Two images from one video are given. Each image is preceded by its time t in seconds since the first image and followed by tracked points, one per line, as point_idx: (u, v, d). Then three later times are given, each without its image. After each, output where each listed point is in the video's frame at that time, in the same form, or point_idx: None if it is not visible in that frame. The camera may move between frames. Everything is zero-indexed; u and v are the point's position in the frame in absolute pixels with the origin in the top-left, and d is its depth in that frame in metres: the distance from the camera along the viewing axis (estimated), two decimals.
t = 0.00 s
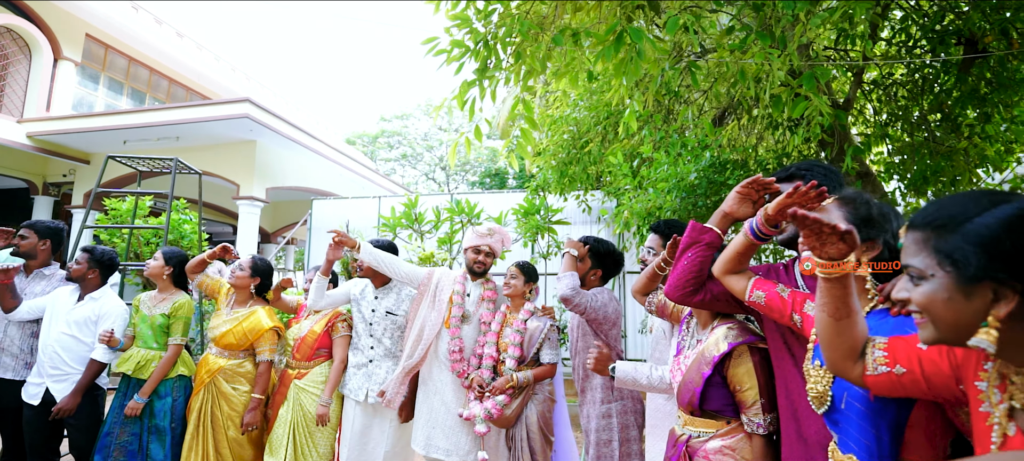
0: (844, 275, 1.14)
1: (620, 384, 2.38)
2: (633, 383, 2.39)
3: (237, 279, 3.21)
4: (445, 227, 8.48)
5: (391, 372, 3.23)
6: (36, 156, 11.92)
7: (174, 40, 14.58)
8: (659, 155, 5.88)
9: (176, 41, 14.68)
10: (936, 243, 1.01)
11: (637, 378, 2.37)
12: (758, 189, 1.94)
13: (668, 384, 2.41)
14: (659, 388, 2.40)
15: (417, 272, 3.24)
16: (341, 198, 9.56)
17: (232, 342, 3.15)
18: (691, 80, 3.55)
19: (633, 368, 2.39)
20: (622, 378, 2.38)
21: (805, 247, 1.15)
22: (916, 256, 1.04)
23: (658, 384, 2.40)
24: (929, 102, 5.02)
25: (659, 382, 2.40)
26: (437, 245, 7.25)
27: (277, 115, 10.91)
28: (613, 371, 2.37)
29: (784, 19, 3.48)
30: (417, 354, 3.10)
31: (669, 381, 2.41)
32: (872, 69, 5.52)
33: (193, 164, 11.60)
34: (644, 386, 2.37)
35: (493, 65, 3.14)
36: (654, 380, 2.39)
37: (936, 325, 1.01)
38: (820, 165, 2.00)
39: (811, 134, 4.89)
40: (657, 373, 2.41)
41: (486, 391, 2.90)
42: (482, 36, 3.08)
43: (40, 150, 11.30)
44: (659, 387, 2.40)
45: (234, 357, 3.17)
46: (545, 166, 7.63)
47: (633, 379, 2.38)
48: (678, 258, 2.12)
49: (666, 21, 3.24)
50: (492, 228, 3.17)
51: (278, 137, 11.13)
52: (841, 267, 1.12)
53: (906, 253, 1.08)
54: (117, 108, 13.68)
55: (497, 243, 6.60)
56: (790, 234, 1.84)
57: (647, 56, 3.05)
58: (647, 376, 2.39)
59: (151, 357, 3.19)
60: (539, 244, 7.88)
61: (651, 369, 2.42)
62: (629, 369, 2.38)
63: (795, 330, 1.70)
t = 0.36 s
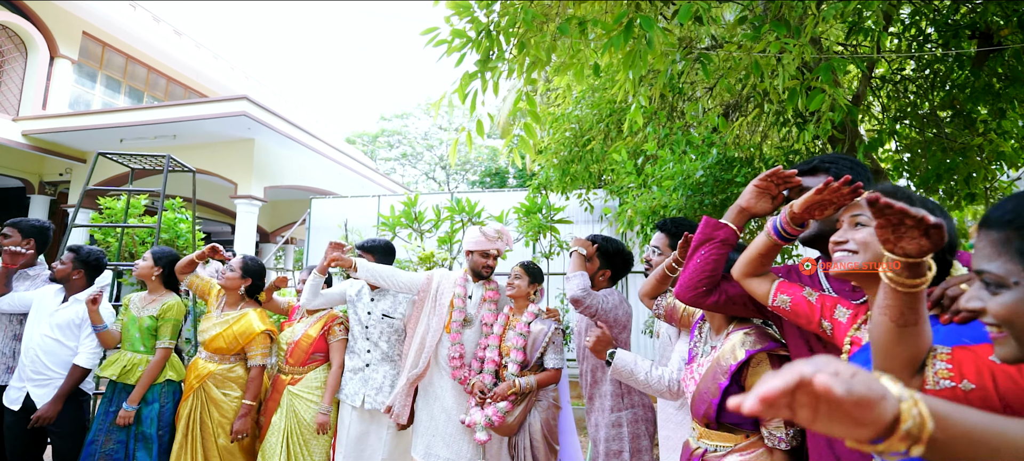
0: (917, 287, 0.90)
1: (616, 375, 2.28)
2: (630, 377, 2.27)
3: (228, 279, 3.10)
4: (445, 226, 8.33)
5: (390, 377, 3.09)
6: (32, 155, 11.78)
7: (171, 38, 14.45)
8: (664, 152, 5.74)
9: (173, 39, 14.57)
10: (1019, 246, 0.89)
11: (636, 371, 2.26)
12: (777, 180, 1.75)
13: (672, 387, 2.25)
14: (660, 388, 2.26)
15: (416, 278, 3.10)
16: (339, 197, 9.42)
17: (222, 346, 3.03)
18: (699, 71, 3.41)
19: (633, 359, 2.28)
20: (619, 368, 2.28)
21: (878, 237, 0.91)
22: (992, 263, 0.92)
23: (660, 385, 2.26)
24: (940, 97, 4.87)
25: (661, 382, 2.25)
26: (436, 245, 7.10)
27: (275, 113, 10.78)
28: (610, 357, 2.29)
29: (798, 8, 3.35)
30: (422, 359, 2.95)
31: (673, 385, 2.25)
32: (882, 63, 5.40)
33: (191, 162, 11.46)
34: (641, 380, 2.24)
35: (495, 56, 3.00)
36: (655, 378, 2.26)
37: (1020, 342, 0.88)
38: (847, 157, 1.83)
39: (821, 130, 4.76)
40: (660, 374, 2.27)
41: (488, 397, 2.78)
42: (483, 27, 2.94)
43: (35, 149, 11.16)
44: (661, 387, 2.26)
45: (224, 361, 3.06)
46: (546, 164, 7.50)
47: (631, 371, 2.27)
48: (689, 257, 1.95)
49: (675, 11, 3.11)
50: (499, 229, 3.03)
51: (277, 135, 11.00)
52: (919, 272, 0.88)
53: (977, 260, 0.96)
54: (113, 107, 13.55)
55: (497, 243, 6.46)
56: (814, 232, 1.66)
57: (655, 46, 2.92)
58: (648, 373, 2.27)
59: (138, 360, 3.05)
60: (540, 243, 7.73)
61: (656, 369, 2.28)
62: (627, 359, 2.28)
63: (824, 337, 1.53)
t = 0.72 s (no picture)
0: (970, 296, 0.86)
1: (616, 364, 2.11)
2: (631, 369, 2.10)
3: (218, 280, 2.97)
4: (446, 225, 8.19)
5: (388, 381, 2.94)
6: (28, 153, 11.65)
7: (170, 36, 14.34)
8: (669, 150, 5.62)
9: (172, 37, 14.46)
10: None
11: (638, 365, 2.09)
12: (799, 173, 1.55)
13: (671, 388, 2.07)
14: (658, 387, 2.08)
15: (415, 288, 2.93)
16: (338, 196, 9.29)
17: (212, 351, 2.92)
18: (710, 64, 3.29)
19: (639, 350, 2.13)
20: (621, 356, 2.12)
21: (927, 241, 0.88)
22: None
23: (661, 384, 2.08)
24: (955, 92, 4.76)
25: (660, 381, 2.08)
26: (437, 244, 6.95)
27: (274, 111, 10.65)
28: (614, 340, 2.16)
29: None
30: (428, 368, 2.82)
31: (673, 386, 2.07)
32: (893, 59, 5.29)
33: (187, 161, 11.33)
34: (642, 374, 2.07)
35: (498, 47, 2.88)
36: (655, 376, 2.08)
37: None
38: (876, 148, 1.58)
39: (831, 127, 4.64)
40: (662, 371, 2.09)
41: (490, 403, 2.65)
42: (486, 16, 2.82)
43: (31, 147, 11.04)
44: (661, 386, 2.08)
45: (214, 366, 2.94)
46: (549, 162, 7.38)
47: (632, 364, 2.10)
48: (704, 257, 1.75)
49: None
50: (504, 229, 2.88)
51: (275, 133, 10.86)
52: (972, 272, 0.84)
53: None
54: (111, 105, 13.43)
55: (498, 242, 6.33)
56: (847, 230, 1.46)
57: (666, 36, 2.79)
58: (651, 373, 2.09)
59: (124, 365, 2.92)
60: (542, 243, 7.60)
61: (662, 372, 2.09)
62: (632, 348, 2.12)
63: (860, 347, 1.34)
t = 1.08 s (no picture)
0: None
1: (620, 346, 1.94)
2: (633, 355, 1.93)
3: (208, 281, 2.85)
4: (446, 225, 8.04)
5: (386, 386, 2.80)
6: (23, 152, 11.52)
7: (168, 34, 14.21)
8: (675, 146, 5.48)
9: (170, 35, 14.33)
10: None
11: (642, 353, 1.92)
12: (827, 163, 1.40)
13: (671, 385, 1.90)
14: (657, 382, 1.91)
15: (415, 297, 2.79)
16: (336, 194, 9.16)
17: (201, 355, 2.80)
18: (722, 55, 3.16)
19: (647, 336, 1.94)
20: (625, 339, 1.94)
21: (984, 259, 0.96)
22: None
23: (661, 379, 1.91)
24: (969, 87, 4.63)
25: (661, 376, 1.91)
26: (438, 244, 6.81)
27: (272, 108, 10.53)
28: (622, 319, 1.96)
29: None
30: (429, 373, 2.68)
31: (674, 383, 1.91)
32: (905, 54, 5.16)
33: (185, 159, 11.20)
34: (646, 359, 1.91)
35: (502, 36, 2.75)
36: (657, 369, 1.91)
37: None
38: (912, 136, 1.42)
39: (843, 123, 4.51)
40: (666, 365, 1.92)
41: (493, 411, 2.52)
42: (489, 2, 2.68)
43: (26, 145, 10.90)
44: (661, 381, 1.91)
45: (204, 371, 2.82)
46: (551, 160, 7.25)
47: (636, 350, 1.92)
48: (723, 254, 1.55)
49: None
50: (511, 229, 2.77)
51: (273, 131, 10.74)
52: None
53: None
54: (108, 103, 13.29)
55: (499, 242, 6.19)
56: (887, 224, 1.26)
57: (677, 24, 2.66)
58: (654, 364, 1.91)
59: (110, 369, 2.78)
60: (545, 242, 7.47)
61: (667, 365, 1.92)
62: (640, 332, 1.94)
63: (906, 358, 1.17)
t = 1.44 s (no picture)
0: None
1: (627, 325, 1.79)
2: (638, 338, 1.77)
3: (198, 281, 2.73)
4: (447, 224, 7.91)
5: (384, 392, 2.66)
6: (19, 150, 11.39)
7: (165, 31, 14.09)
8: (680, 143, 5.36)
9: (168, 32, 14.22)
10: None
11: (648, 337, 1.76)
12: (864, 152, 1.21)
13: (671, 379, 1.72)
14: (657, 371, 1.74)
15: (415, 311, 2.64)
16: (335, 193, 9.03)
17: (190, 359, 2.68)
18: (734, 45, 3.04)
19: (658, 320, 1.77)
20: (634, 319, 1.79)
21: None
22: None
23: (663, 370, 1.73)
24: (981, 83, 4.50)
25: (663, 367, 1.73)
26: (438, 243, 6.67)
27: (270, 106, 10.40)
28: (635, 296, 1.82)
29: None
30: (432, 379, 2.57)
31: (676, 377, 1.72)
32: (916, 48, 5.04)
33: (182, 157, 11.06)
34: (654, 351, 1.75)
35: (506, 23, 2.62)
36: (660, 358, 1.73)
37: None
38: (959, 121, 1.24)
39: (855, 119, 4.38)
40: (672, 355, 1.74)
41: (496, 418, 2.40)
42: None
43: (21, 144, 10.78)
44: (662, 373, 1.73)
45: (193, 375, 2.70)
46: (553, 158, 7.13)
47: (643, 332, 1.77)
48: (747, 251, 1.35)
49: None
50: (520, 231, 2.64)
51: (271, 130, 10.62)
52: None
53: None
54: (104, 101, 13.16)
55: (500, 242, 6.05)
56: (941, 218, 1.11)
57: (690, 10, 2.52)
58: (658, 352, 1.74)
59: (95, 372, 2.64)
60: (547, 241, 7.34)
61: (673, 356, 1.74)
62: (652, 314, 1.78)
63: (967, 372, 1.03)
